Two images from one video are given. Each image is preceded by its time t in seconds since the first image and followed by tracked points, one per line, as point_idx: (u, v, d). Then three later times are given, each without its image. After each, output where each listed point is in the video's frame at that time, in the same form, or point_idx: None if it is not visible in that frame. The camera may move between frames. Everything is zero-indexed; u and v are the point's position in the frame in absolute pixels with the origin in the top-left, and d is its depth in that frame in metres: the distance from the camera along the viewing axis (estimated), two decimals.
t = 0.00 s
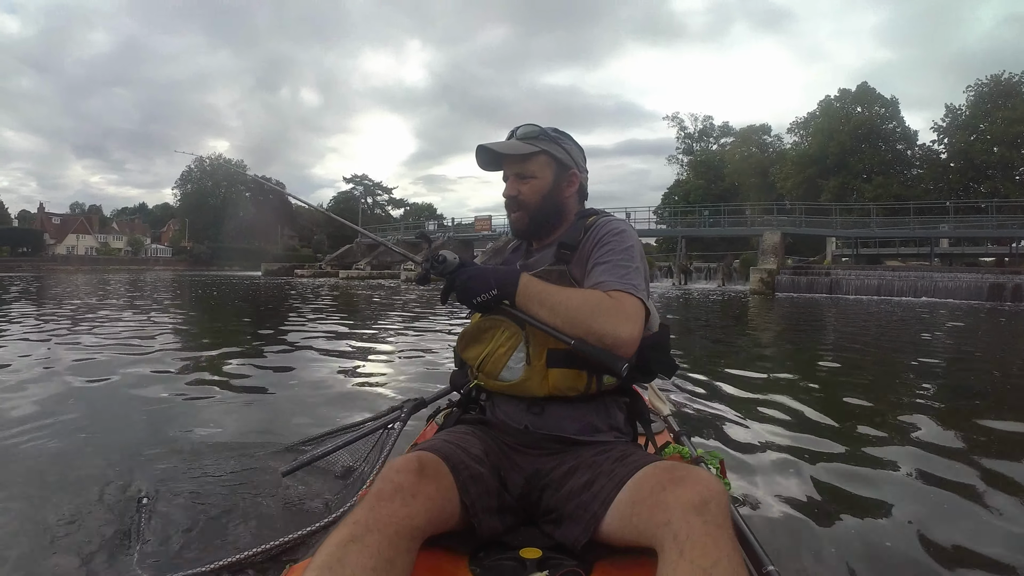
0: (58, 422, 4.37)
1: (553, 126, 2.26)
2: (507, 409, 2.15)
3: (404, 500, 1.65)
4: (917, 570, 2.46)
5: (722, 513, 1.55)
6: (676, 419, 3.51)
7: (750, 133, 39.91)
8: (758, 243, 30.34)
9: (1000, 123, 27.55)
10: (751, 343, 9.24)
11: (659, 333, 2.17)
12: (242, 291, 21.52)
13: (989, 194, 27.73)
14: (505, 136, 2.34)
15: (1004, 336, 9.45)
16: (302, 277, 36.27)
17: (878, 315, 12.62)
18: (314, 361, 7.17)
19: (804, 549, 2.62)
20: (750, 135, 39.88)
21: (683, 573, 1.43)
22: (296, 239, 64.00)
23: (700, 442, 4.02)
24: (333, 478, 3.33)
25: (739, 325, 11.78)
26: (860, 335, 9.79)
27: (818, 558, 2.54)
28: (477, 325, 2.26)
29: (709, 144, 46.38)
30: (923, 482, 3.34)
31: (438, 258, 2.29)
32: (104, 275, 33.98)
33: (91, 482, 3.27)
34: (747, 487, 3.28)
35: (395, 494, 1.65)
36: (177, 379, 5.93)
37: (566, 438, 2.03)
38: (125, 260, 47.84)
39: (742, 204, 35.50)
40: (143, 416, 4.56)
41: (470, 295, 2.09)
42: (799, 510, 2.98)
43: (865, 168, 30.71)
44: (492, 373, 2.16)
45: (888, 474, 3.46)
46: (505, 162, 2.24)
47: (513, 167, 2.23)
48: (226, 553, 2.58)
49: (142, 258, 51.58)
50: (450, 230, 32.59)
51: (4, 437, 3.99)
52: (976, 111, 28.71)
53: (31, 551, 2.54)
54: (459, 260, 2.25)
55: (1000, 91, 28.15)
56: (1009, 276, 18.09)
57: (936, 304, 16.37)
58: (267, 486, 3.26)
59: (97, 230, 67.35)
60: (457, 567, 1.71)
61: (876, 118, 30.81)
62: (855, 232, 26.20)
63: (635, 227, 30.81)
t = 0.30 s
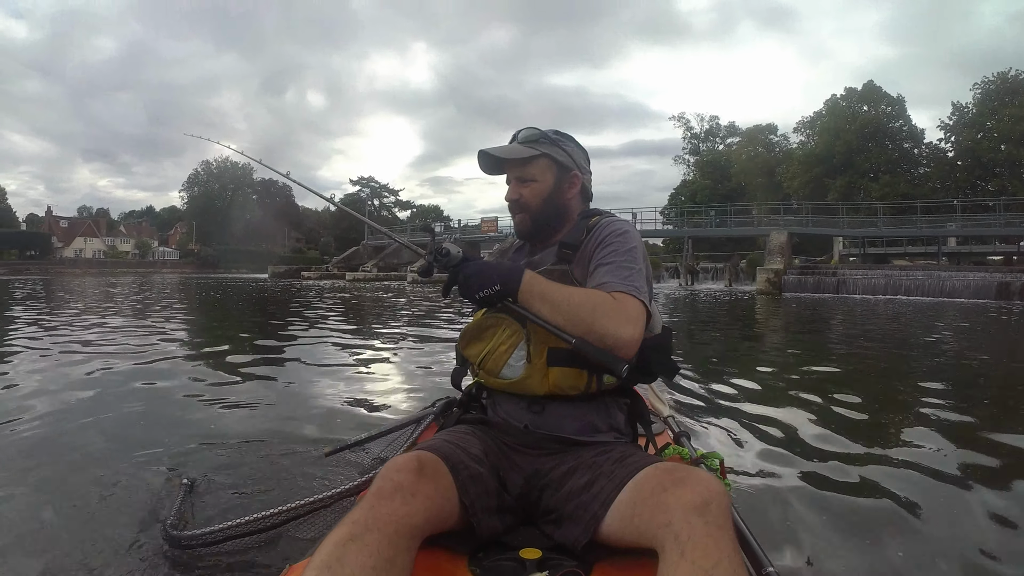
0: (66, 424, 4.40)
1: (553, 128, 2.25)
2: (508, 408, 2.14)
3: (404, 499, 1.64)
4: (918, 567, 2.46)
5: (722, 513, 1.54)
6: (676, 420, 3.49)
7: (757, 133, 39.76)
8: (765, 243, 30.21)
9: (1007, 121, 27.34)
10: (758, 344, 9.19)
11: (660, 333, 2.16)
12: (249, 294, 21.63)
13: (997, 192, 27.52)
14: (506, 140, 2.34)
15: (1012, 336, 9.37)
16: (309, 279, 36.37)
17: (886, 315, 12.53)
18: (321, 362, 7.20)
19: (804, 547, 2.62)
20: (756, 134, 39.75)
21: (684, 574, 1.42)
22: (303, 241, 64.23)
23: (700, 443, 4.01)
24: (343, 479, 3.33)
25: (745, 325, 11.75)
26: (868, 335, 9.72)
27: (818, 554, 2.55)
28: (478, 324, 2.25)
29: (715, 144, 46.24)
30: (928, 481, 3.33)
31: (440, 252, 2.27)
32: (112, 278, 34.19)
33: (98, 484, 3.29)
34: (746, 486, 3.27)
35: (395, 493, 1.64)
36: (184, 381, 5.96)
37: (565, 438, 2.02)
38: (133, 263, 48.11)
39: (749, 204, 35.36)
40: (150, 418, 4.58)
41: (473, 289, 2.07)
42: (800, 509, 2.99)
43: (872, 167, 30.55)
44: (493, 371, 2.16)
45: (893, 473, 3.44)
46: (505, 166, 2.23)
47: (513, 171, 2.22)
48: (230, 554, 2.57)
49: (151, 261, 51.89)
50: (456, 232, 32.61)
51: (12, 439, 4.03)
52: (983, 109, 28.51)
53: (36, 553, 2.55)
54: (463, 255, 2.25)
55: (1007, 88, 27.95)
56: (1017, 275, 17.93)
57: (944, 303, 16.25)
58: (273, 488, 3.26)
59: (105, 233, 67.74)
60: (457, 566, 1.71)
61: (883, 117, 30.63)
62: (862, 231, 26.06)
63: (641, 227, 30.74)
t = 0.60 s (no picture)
0: (75, 434, 4.43)
1: (544, 128, 2.24)
2: (508, 407, 2.14)
3: (404, 500, 1.64)
4: (925, 556, 2.45)
5: (723, 512, 1.53)
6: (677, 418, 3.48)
7: (759, 126, 39.62)
8: (770, 237, 30.09)
9: (1010, 106, 27.16)
10: (764, 338, 9.16)
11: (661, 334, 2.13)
12: (256, 302, 21.70)
13: (1002, 178, 27.33)
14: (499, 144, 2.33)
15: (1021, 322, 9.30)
16: (315, 286, 36.46)
17: (894, 306, 12.46)
18: (327, 368, 7.22)
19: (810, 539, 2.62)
20: (759, 128, 39.64)
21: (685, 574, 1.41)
22: (308, 247, 64.43)
23: (702, 439, 4.02)
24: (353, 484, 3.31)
25: (752, 319, 11.70)
26: (875, 326, 9.68)
27: (823, 545, 2.55)
28: (477, 322, 2.24)
29: (718, 138, 46.11)
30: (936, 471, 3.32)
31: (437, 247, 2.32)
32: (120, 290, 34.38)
33: (109, 491, 3.30)
34: (749, 479, 3.27)
35: (394, 494, 1.64)
36: (192, 390, 5.98)
37: (564, 437, 2.02)
38: (140, 274, 48.38)
39: (753, 198, 35.24)
40: (159, 426, 4.60)
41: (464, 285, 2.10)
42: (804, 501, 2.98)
43: (875, 157, 30.41)
44: (492, 370, 2.15)
45: (899, 464, 3.43)
46: (499, 169, 2.23)
47: (507, 173, 2.21)
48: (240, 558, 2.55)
49: (158, 272, 52.18)
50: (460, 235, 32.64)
51: (22, 450, 4.06)
52: (985, 95, 28.34)
53: (44, 560, 2.55)
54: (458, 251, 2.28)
55: (1009, 73, 27.75)
56: None
57: (951, 292, 16.16)
58: (282, 493, 3.25)
59: (112, 245, 68.14)
60: (457, 566, 1.70)
61: (885, 107, 30.48)
62: (867, 222, 25.91)
63: (645, 224, 30.68)
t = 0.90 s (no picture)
0: (79, 428, 4.44)
1: (548, 128, 2.23)
2: (509, 407, 2.13)
3: (404, 498, 1.63)
4: (925, 556, 2.43)
5: (724, 512, 1.52)
6: (678, 419, 3.47)
7: (767, 128, 39.43)
8: (777, 239, 29.96)
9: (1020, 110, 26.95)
10: (769, 340, 9.14)
11: (665, 335, 2.13)
12: (262, 298, 21.76)
13: (1011, 182, 27.12)
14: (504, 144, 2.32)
15: None
16: (321, 283, 36.55)
17: (900, 309, 12.40)
18: (332, 365, 7.24)
19: (809, 536, 2.62)
20: (767, 129, 39.49)
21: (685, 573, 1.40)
22: (315, 244, 64.58)
23: (702, 438, 4.01)
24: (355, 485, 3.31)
25: (757, 322, 11.65)
26: (881, 330, 9.63)
27: (821, 544, 2.54)
28: (481, 321, 2.22)
29: (726, 140, 45.94)
30: (939, 473, 3.30)
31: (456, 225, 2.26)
32: (127, 285, 34.54)
33: (112, 486, 3.31)
34: (749, 478, 3.27)
35: (393, 493, 1.63)
36: (196, 385, 6.00)
37: (565, 437, 2.01)
38: (148, 270, 48.61)
39: (760, 199, 35.08)
40: (163, 422, 4.61)
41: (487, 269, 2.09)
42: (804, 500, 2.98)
43: (883, 160, 30.23)
44: (495, 370, 2.13)
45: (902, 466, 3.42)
46: (503, 167, 2.22)
47: (512, 173, 2.20)
48: (239, 558, 2.53)
49: (165, 267, 52.42)
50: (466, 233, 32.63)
51: (27, 444, 4.07)
52: (995, 98, 28.13)
53: (43, 555, 2.55)
54: (482, 231, 2.25)
55: (1020, 77, 27.54)
56: None
57: (959, 296, 16.07)
58: (283, 491, 3.24)
59: (119, 240, 68.44)
60: (457, 566, 1.70)
61: (894, 109, 30.29)
62: (875, 225, 25.75)
63: (652, 225, 30.60)
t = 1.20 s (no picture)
0: (82, 421, 4.46)
1: (551, 125, 2.22)
2: (511, 408, 2.12)
3: (405, 499, 1.63)
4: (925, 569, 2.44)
5: (722, 512, 1.52)
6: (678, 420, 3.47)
7: (774, 130, 39.31)
8: (782, 242, 29.88)
9: None
10: (772, 343, 9.12)
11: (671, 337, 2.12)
12: (267, 293, 21.83)
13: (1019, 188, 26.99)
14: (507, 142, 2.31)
15: None
16: (325, 279, 36.62)
17: (905, 314, 12.36)
18: (334, 362, 7.26)
19: (810, 549, 2.60)
20: (773, 132, 39.39)
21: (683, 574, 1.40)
22: (319, 240, 64.72)
23: (703, 442, 4.01)
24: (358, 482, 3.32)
25: (760, 324, 11.64)
26: (884, 335, 9.61)
27: (821, 554, 2.55)
28: (486, 324, 2.17)
29: (732, 142, 45.82)
30: (938, 483, 3.30)
31: (474, 209, 2.20)
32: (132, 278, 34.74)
33: (112, 479, 3.32)
34: (749, 487, 3.25)
35: (394, 493, 1.63)
36: (198, 379, 6.02)
37: (567, 437, 2.00)
38: (153, 263, 48.79)
39: (766, 201, 35.00)
40: (164, 416, 4.62)
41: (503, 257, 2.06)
42: (806, 509, 2.98)
43: (890, 164, 30.11)
44: (500, 374, 2.08)
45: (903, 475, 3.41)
46: (507, 166, 2.22)
47: (514, 171, 2.20)
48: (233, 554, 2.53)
49: (171, 261, 52.64)
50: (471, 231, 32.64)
51: (26, 435, 4.08)
52: (1003, 104, 27.99)
53: (42, 546, 2.57)
54: (498, 216, 2.19)
55: None
56: None
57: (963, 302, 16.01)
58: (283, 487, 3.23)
59: (125, 233, 68.70)
60: (458, 566, 1.70)
61: (901, 113, 30.20)
62: (881, 229, 25.67)
63: (657, 226, 30.57)
